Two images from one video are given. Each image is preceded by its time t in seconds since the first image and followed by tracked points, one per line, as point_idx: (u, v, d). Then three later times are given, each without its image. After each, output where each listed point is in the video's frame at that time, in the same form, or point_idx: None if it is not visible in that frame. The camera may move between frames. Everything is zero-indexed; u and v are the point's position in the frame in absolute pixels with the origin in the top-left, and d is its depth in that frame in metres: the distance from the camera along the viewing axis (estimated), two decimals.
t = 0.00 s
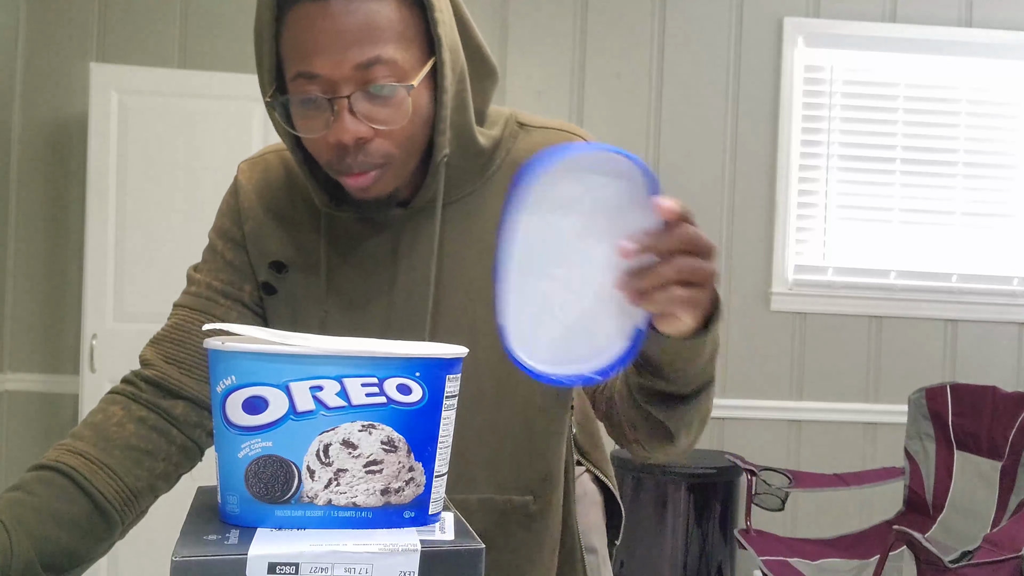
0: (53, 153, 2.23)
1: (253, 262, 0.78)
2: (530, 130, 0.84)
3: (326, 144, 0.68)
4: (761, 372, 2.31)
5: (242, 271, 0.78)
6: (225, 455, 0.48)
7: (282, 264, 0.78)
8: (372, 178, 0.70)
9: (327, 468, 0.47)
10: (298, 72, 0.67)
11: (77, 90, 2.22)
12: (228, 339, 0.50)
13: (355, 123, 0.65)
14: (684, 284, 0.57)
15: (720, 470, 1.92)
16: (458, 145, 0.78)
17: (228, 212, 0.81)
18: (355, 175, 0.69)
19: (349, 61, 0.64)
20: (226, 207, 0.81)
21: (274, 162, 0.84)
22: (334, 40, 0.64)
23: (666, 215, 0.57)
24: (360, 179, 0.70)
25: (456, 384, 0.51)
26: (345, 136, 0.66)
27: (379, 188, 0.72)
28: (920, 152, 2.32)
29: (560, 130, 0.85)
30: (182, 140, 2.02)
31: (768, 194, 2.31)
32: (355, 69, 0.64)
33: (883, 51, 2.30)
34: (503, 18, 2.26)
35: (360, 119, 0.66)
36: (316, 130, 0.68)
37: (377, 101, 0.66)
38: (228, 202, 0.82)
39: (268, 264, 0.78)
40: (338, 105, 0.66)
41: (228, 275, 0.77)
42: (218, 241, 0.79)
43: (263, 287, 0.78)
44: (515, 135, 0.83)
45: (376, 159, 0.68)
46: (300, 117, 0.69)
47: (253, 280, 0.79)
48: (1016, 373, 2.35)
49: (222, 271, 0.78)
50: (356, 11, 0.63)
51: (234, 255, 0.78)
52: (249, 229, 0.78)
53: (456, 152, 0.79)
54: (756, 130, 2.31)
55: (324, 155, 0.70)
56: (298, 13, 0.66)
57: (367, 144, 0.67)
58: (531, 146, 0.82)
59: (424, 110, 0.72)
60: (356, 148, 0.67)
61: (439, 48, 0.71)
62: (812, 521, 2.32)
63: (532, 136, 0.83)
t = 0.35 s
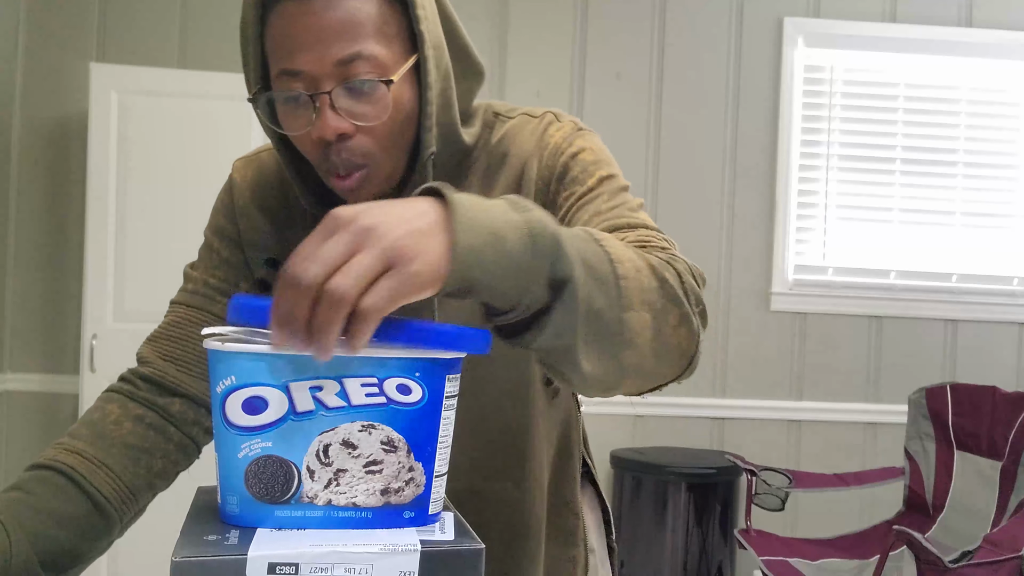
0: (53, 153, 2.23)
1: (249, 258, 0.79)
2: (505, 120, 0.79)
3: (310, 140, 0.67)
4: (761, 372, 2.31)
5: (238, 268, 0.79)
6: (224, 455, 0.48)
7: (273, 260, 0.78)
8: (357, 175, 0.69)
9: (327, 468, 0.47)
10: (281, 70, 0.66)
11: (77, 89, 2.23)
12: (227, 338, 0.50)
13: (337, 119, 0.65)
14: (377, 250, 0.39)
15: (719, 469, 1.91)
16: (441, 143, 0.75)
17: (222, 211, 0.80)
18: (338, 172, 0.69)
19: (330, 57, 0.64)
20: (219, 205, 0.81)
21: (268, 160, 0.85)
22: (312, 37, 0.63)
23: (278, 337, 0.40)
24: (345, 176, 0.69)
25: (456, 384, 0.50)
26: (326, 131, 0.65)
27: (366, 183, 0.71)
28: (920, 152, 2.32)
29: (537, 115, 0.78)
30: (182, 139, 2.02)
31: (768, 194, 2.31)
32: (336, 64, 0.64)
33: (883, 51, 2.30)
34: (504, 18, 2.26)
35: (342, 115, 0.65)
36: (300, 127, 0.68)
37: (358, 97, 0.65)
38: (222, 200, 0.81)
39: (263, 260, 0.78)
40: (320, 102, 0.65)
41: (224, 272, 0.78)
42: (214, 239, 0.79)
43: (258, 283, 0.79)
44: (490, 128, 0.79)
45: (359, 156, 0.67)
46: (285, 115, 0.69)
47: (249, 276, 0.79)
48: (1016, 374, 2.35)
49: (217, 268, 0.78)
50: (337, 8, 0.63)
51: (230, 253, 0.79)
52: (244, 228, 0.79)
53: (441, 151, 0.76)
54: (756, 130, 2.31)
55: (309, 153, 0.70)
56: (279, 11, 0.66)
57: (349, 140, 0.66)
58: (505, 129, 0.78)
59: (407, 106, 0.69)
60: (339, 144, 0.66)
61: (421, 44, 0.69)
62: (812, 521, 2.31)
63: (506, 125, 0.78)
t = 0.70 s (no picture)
0: (52, 154, 2.23)
1: (244, 258, 0.79)
2: (494, 116, 0.79)
3: (288, 146, 0.68)
4: (760, 372, 2.31)
5: (232, 268, 0.78)
6: (224, 455, 0.48)
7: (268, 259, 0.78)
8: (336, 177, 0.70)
9: (327, 467, 0.47)
10: (254, 77, 0.67)
11: (77, 89, 2.23)
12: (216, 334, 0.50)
13: (310, 125, 0.65)
14: (321, 274, 0.42)
15: (720, 469, 1.91)
16: (426, 140, 0.74)
17: (218, 212, 0.81)
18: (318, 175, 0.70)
19: (300, 64, 0.64)
20: (214, 204, 0.81)
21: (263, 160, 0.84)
22: (279, 45, 0.64)
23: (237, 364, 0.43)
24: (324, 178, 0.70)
25: (456, 384, 0.50)
26: (302, 136, 0.66)
27: (347, 182, 0.72)
28: (920, 152, 2.32)
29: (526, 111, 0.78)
30: (181, 139, 2.02)
31: (768, 194, 2.31)
32: (306, 70, 0.64)
33: (883, 50, 2.30)
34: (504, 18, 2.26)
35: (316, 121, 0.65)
36: (277, 133, 0.69)
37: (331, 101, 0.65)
38: (217, 201, 0.81)
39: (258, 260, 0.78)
40: (295, 108, 0.66)
41: (220, 273, 0.78)
42: (209, 239, 0.79)
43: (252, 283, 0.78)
44: (480, 123, 0.78)
45: (337, 159, 0.68)
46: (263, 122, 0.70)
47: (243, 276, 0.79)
48: (1016, 374, 2.35)
49: (213, 268, 0.78)
50: (303, 13, 0.63)
51: (224, 253, 0.79)
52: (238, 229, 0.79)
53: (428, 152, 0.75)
54: (755, 130, 2.31)
55: (288, 157, 0.70)
56: (248, 18, 0.66)
57: (326, 144, 0.67)
58: (494, 127, 0.78)
59: (384, 106, 0.69)
60: (315, 148, 0.67)
61: (395, 43, 0.69)
62: (812, 521, 2.31)
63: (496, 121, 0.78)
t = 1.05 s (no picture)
0: (52, 154, 2.23)
1: (242, 257, 0.79)
2: (499, 121, 0.79)
3: (288, 156, 0.68)
4: (760, 372, 2.31)
5: (233, 268, 0.79)
6: (223, 456, 0.48)
7: (267, 260, 0.78)
8: (336, 184, 0.71)
9: (326, 468, 0.47)
10: (252, 86, 0.66)
11: (77, 90, 2.23)
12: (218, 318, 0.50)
13: (312, 136, 0.65)
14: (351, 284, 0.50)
15: (719, 469, 1.91)
16: (426, 146, 0.75)
17: (219, 212, 0.81)
18: (318, 183, 0.70)
19: (299, 75, 0.64)
20: (214, 206, 0.82)
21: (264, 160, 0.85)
22: (278, 56, 0.63)
23: (239, 344, 0.46)
24: (324, 186, 0.70)
25: (455, 384, 0.50)
26: (303, 148, 0.66)
27: (348, 191, 0.72)
28: (920, 152, 2.32)
29: (531, 118, 0.79)
30: (181, 139, 2.02)
31: (768, 194, 2.31)
32: (306, 81, 0.64)
33: (883, 50, 2.30)
34: (504, 18, 2.26)
35: (317, 132, 0.66)
36: (276, 143, 0.69)
37: (331, 112, 0.65)
38: (217, 202, 0.82)
39: (255, 259, 0.78)
40: (294, 120, 0.66)
41: (219, 272, 0.78)
42: (209, 239, 0.80)
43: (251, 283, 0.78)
44: (484, 128, 0.79)
45: (337, 169, 0.69)
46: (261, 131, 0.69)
47: (243, 277, 0.79)
48: (1016, 373, 2.35)
49: (213, 269, 0.78)
50: (302, 23, 0.62)
51: (224, 253, 0.79)
52: (236, 228, 0.79)
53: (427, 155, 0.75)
54: (755, 130, 2.31)
55: (287, 166, 0.70)
56: (245, 27, 0.66)
57: (327, 154, 0.67)
58: (498, 133, 0.78)
59: (383, 114, 0.70)
60: (315, 158, 0.67)
61: (395, 47, 0.69)
62: (812, 521, 2.32)
63: (501, 126, 0.79)
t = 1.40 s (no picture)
0: (52, 154, 2.23)
1: (244, 256, 0.78)
2: (505, 122, 0.79)
3: (291, 167, 0.68)
4: (760, 372, 2.31)
5: (234, 268, 0.78)
6: (225, 456, 0.48)
7: (268, 260, 0.78)
8: (339, 196, 0.71)
9: (328, 469, 0.47)
10: (257, 97, 0.66)
11: (77, 90, 2.22)
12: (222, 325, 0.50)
13: (314, 151, 0.66)
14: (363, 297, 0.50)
15: (720, 470, 1.91)
16: (436, 151, 0.75)
17: (219, 211, 0.81)
18: (320, 194, 0.70)
19: (303, 89, 0.63)
20: (216, 206, 0.81)
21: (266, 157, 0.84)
22: (283, 70, 0.63)
23: (252, 349, 0.46)
24: (327, 198, 0.71)
25: (456, 386, 0.50)
26: (305, 161, 0.66)
27: (352, 200, 0.73)
28: (920, 152, 2.32)
29: (537, 120, 0.79)
30: (181, 139, 2.02)
31: (767, 193, 2.31)
32: (310, 96, 0.64)
33: (883, 50, 2.30)
34: (504, 18, 2.25)
35: (320, 146, 0.66)
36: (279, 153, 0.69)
37: (335, 127, 0.65)
38: (218, 201, 0.82)
39: (257, 260, 0.78)
40: (298, 133, 0.66)
41: (220, 273, 0.77)
42: (210, 238, 0.79)
43: (252, 284, 0.78)
44: (490, 130, 0.79)
45: (340, 181, 0.69)
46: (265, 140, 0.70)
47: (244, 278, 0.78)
48: (1015, 373, 2.35)
49: (214, 269, 0.77)
50: (307, 37, 0.62)
51: (226, 252, 0.78)
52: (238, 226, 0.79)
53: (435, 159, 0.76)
54: (755, 130, 2.31)
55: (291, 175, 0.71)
56: (251, 37, 0.65)
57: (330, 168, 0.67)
58: (503, 136, 0.78)
59: (389, 126, 0.70)
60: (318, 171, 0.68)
61: (404, 59, 0.69)
62: (812, 521, 2.32)
63: (507, 128, 0.79)
